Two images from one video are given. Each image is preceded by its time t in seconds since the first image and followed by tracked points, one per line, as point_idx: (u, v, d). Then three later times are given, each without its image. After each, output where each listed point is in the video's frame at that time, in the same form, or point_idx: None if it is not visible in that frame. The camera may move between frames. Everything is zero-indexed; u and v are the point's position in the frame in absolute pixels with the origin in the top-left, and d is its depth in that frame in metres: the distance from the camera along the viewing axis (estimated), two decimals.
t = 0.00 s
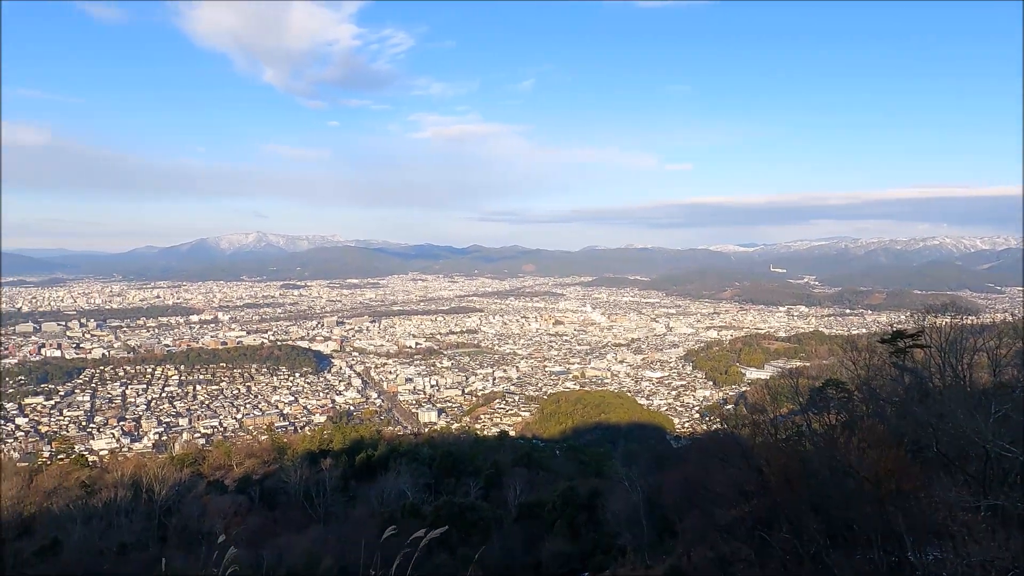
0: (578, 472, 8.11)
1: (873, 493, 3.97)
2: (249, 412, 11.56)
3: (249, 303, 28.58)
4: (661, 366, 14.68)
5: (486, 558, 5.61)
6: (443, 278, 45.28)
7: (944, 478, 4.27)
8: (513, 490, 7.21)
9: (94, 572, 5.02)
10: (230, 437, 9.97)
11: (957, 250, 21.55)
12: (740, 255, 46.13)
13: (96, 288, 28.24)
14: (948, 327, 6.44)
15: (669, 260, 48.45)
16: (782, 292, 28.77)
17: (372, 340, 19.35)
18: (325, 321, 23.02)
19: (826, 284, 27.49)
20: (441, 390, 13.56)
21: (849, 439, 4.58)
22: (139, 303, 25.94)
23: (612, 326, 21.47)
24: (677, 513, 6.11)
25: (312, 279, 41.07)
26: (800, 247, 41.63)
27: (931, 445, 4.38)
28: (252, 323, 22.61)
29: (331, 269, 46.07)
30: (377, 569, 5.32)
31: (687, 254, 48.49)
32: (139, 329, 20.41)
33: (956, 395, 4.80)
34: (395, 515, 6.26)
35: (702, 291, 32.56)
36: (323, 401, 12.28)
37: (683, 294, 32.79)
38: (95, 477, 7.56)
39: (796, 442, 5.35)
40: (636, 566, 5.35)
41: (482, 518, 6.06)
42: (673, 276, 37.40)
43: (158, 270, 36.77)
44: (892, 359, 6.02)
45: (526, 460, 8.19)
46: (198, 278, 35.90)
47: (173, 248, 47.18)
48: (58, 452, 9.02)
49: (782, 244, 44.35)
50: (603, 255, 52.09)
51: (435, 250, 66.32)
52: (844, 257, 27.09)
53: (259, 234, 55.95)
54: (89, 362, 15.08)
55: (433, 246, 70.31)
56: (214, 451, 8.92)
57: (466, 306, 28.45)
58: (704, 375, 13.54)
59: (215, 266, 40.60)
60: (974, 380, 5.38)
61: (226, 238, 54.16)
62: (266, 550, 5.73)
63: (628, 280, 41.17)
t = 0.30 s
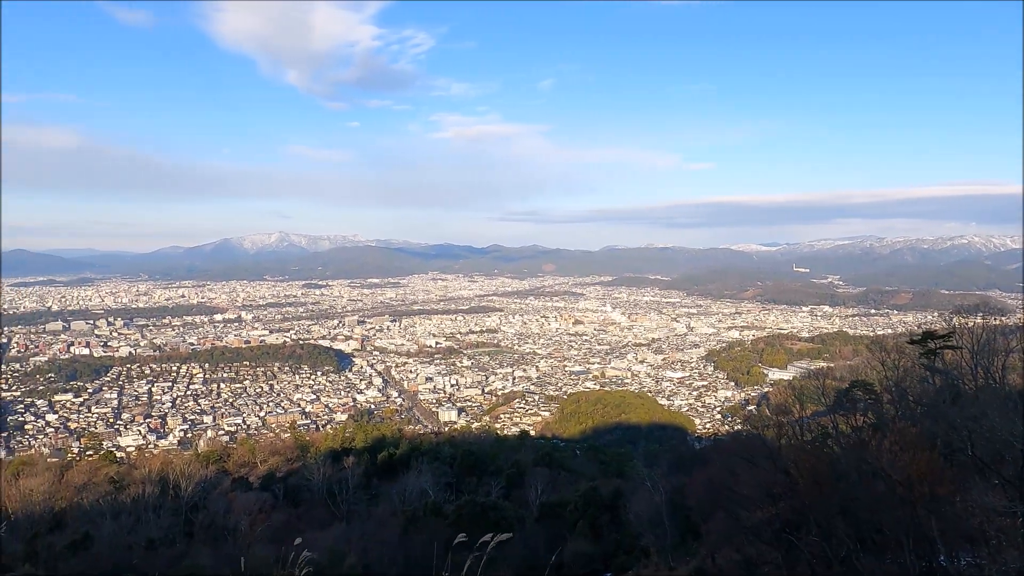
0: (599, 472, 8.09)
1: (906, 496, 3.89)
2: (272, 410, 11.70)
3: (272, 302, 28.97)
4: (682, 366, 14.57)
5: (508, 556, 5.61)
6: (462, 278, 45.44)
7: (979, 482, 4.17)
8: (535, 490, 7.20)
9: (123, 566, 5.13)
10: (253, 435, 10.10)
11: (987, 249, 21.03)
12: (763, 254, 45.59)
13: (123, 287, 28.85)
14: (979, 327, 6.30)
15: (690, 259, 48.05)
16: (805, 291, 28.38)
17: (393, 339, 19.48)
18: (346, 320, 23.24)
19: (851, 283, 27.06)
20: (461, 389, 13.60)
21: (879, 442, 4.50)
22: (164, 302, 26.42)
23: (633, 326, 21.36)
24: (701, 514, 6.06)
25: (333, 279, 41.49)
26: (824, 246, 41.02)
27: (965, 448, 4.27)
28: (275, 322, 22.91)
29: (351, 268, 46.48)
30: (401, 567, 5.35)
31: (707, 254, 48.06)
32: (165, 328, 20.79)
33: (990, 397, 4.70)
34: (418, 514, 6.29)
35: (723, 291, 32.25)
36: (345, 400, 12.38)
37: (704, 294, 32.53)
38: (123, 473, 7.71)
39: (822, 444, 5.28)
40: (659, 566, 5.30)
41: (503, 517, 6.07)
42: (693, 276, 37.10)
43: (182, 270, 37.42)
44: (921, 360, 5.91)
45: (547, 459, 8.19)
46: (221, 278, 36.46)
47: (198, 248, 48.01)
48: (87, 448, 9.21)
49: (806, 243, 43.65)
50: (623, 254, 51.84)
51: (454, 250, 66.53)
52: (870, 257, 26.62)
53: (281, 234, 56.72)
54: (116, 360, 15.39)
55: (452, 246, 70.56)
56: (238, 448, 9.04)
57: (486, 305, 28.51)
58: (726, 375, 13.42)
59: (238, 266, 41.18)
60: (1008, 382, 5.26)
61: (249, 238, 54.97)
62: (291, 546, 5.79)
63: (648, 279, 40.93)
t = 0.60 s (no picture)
0: (617, 472, 8.09)
1: (936, 500, 3.83)
2: (291, 409, 11.82)
3: (291, 302, 29.27)
4: (700, 367, 14.47)
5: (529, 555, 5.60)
6: (479, 278, 45.52)
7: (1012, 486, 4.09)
8: (553, 490, 7.21)
9: (146, 562, 5.21)
10: (272, 434, 10.20)
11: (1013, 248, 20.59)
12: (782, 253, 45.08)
13: (146, 287, 29.35)
14: (1009, 328, 6.18)
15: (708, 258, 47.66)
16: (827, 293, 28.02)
17: (411, 339, 19.57)
18: (364, 320, 23.40)
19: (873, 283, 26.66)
20: (478, 389, 13.64)
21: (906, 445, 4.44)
22: (186, 302, 26.82)
23: (650, 327, 21.26)
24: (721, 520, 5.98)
25: (351, 278, 41.82)
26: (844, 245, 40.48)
27: (995, 452, 4.19)
28: (294, 321, 23.15)
29: (369, 268, 46.78)
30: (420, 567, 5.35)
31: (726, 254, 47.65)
32: (186, 327, 21.09)
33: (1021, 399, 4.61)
34: (438, 513, 6.32)
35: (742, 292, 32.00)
36: (363, 399, 12.47)
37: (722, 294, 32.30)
38: (147, 470, 7.85)
39: (848, 446, 5.21)
40: (679, 568, 5.26)
41: (523, 517, 6.08)
42: (711, 276, 36.81)
43: (203, 270, 37.95)
44: (948, 362, 5.82)
45: (565, 460, 8.19)
46: (241, 278, 36.91)
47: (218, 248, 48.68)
48: (111, 445, 9.39)
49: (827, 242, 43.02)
50: (640, 254, 51.59)
51: (471, 250, 66.67)
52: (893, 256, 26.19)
53: (301, 234, 57.34)
54: (139, 359, 15.66)
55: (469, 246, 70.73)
56: (260, 446, 9.14)
57: (503, 306, 28.53)
58: (745, 376, 13.31)
59: (257, 266, 41.66)
60: None
61: (269, 239, 55.63)
62: (313, 545, 5.82)
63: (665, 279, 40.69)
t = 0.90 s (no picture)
0: (640, 468, 8.07)
1: (969, 501, 3.76)
2: (314, 402, 11.97)
3: (314, 297, 29.58)
4: (722, 363, 14.34)
5: (552, 549, 5.62)
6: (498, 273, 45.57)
7: None
8: (576, 486, 7.21)
9: (176, 551, 5.33)
10: (296, 427, 10.34)
11: None
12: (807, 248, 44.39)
13: (172, 282, 29.90)
14: None
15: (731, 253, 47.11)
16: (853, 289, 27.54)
17: (432, 334, 19.67)
18: (386, 314, 23.57)
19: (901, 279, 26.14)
20: (499, 384, 13.67)
21: (939, 444, 4.37)
22: (211, 296, 27.27)
23: (672, 322, 21.11)
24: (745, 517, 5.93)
25: (371, 273, 42.14)
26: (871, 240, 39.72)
27: None
28: (316, 316, 23.41)
29: (389, 263, 47.10)
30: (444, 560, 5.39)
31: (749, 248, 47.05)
32: (211, 321, 21.45)
33: None
34: (461, 507, 6.36)
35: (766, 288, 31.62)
36: (385, 394, 12.57)
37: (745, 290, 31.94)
38: (175, 462, 8.01)
39: (877, 444, 5.14)
40: (703, 565, 5.23)
41: (546, 513, 6.09)
42: (734, 271, 36.40)
43: (227, 265, 38.55)
44: (981, 359, 5.69)
45: (587, 455, 8.20)
46: (264, 273, 37.41)
47: (242, 244, 49.40)
48: (140, 437, 9.59)
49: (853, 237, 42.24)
50: (661, 249, 51.18)
51: (492, 245, 66.74)
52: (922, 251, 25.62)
53: (323, 230, 57.91)
54: (166, 352, 15.97)
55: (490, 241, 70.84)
56: (284, 440, 9.26)
57: (524, 301, 28.53)
58: (768, 373, 13.16)
59: (280, 261, 42.19)
60: None
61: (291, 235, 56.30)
62: (339, 537, 5.90)
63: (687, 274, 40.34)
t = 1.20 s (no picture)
0: (662, 466, 8.03)
1: (1004, 502, 3.69)
2: (337, 398, 12.10)
3: (336, 294, 29.89)
4: (745, 361, 14.20)
5: (574, 546, 5.62)
6: (519, 270, 45.59)
7: None
8: (598, 483, 7.20)
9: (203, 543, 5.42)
10: (319, 422, 10.46)
11: None
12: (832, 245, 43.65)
13: (197, 279, 30.42)
14: None
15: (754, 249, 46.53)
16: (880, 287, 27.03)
17: (452, 331, 19.75)
18: (407, 311, 23.73)
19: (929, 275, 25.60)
20: (519, 380, 13.70)
21: (973, 445, 4.28)
22: (235, 293, 27.69)
23: (693, 319, 20.95)
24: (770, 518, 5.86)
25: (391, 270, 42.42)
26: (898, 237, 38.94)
27: None
28: (338, 312, 23.65)
29: (411, 260, 47.39)
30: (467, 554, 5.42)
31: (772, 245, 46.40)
32: (235, 318, 21.77)
33: None
34: (484, 503, 6.39)
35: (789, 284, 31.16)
36: (406, 390, 12.66)
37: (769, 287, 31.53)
38: (201, 456, 8.17)
39: (907, 443, 5.06)
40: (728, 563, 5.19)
41: (568, 510, 6.10)
42: (757, 268, 35.95)
43: (251, 262, 39.07)
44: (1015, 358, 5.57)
45: (609, 452, 8.18)
46: (287, 270, 37.90)
47: (265, 241, 50.07)
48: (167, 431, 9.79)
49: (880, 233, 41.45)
50: (682, 246, 50.72)
51: (513, 242, 66.75)
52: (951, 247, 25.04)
53: (344, 227, 58.44)
54: (192, 348, 16.27)
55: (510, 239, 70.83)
56: (308, 434, 9.38)
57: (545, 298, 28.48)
58: (792, 371, 13.00)
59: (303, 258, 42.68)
60: None
61: (313, 232, 56.92)
62: (362, 531, 5.96)
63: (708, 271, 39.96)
